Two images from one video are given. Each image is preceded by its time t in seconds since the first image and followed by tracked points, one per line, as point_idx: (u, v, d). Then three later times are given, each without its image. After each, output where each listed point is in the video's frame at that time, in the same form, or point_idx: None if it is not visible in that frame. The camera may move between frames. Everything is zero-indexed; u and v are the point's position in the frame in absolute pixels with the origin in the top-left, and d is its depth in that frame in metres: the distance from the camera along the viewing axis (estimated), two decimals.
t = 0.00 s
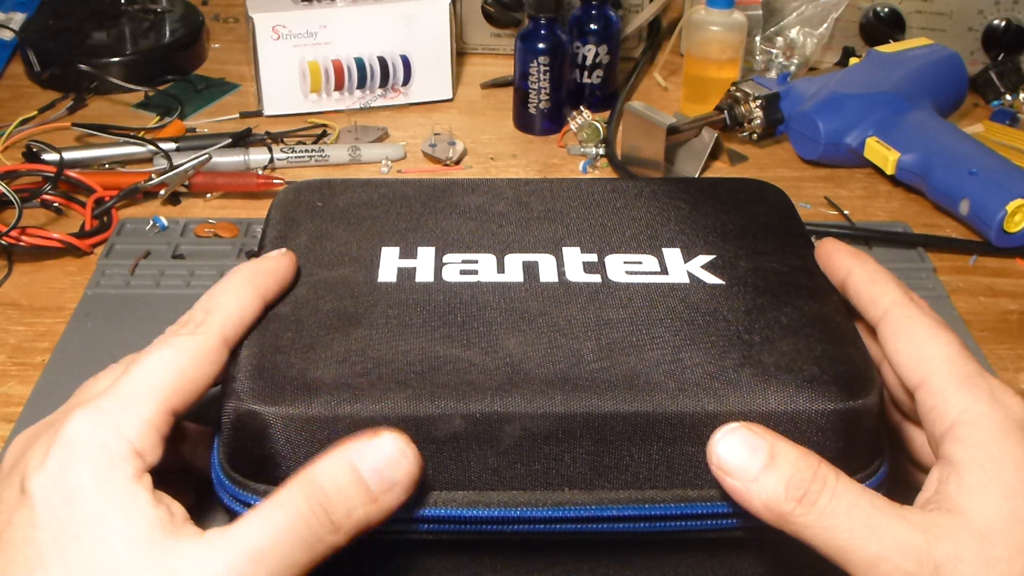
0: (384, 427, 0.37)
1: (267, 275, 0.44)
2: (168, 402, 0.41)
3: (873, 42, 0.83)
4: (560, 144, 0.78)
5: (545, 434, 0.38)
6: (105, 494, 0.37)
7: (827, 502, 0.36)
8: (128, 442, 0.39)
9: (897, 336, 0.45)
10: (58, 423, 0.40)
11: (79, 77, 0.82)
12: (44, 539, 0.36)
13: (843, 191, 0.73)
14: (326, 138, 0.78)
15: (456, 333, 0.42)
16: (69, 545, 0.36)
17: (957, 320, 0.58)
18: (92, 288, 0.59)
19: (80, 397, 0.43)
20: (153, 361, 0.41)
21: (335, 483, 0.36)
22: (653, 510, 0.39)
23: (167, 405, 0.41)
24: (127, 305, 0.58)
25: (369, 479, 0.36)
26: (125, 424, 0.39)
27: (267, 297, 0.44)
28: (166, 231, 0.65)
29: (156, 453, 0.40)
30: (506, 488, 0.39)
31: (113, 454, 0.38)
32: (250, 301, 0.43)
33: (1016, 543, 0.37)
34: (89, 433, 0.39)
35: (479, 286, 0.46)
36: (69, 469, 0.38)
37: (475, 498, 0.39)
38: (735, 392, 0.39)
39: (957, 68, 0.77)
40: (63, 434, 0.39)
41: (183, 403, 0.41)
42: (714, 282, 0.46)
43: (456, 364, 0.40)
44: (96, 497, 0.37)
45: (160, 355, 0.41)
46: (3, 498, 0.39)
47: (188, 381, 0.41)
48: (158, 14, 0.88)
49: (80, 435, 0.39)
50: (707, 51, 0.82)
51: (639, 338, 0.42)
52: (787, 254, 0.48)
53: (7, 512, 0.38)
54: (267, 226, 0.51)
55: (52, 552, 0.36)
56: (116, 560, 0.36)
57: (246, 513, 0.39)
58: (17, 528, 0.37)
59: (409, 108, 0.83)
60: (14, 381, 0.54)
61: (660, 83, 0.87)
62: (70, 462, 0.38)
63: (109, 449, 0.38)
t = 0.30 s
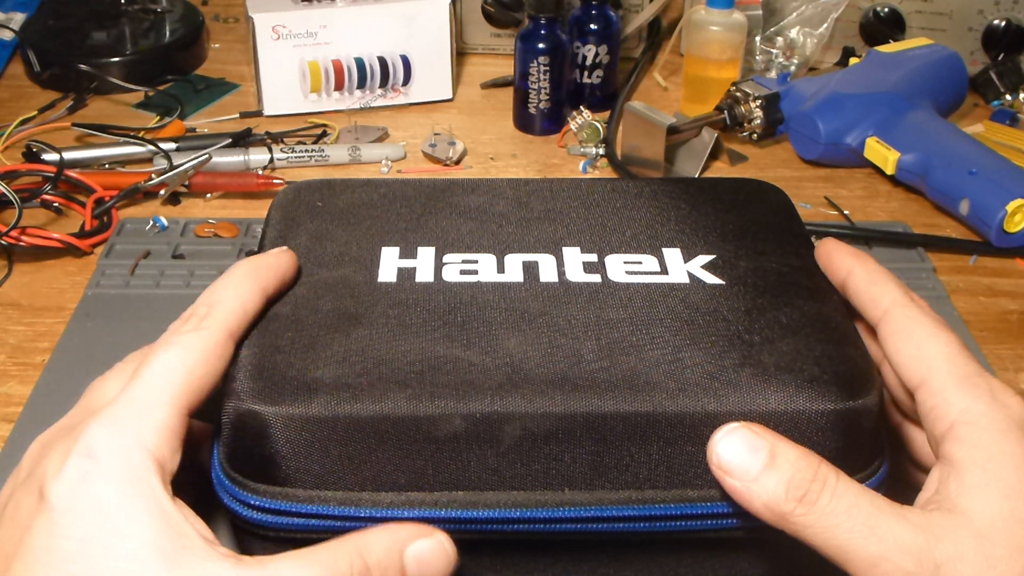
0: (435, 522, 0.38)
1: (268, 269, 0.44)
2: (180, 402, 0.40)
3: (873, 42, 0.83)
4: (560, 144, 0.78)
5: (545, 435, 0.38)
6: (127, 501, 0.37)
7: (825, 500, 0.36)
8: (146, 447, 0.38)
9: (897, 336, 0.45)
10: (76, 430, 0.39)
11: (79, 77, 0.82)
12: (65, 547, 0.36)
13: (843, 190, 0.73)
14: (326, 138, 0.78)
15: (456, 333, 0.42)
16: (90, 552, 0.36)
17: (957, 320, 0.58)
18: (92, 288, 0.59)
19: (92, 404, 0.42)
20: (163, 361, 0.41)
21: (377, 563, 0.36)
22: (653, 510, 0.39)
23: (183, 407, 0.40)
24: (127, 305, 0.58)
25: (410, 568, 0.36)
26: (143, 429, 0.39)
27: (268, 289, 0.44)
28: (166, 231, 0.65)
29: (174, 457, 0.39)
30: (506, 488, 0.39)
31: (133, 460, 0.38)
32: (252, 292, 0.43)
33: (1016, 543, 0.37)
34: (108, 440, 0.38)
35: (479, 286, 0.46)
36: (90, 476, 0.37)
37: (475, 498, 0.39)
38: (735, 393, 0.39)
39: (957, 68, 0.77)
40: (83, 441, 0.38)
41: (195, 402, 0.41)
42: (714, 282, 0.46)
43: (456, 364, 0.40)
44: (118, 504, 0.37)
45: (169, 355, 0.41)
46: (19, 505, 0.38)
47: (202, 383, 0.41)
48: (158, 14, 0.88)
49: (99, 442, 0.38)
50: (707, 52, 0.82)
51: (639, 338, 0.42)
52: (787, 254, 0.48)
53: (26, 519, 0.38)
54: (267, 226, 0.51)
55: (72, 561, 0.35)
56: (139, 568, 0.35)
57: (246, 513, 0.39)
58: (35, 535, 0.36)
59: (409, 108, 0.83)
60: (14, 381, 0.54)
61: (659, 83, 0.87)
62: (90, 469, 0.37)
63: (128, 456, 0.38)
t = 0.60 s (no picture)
0: (432, 516, 0.38)
1: (269, 269, 0.44)
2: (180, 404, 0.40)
3: (873, 42, 0.83)
4: (560, 144, 0.78)
5: (545, 435, 0.38)
6: (128, 501, 0.37)
7: (826, 501, 0.36)
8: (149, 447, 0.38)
9: (897, 336, 0.45)
10: (77, 431, 0.39)
11: (79, 77, 0.82)
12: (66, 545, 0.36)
13: (843, 190, 0.73)
14: (326, 138, 0.78)
15: (457, 333, 0.42)
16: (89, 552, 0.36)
17: (957, 320, 0.58)
18: (93, 288, 0.59)
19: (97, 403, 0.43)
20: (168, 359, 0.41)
21: (376, 554, 0.36)
22: (653, 510, 0.39)
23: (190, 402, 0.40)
24: (127, 305, 0.58)
25: (407, 561, 0.36)
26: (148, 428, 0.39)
27: (268, 289, 0.44)
28: (166, 231, 0.65)
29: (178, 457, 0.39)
30: (506, 487, 0.39)
31: (135, 459, 0.38)
32: (251, 292, 0.43)
33: (1017, 543, 0.37)
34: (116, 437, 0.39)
35: (479, 286, 0.46)
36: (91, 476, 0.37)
37: (475, 497, 0.39)
38: (735, 393, 0.39)
39: (957, 68, 0.77)
40: (84, 442, 0.38)
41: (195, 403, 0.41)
42: (714, 281, 0.46)
43: (456, 363, 0.40)
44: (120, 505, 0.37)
45: (170, 355, 0.41)
46: (19, 505, 0.38)
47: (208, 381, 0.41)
48: (158, 14, 0.88)
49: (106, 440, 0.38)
50: (707, 52, 0.82)
51: (639, 338, 0.42)
52: (787, 254, 0.48)
53: (26, 520, 0.38)
54: (267, 226, 0.51)
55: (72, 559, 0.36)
56: (138, 570, 0.35)
57: (246, 512, 0.39)
58: (35, 535, 0.36)
59: (409, 108, 0.83)
60: (14, 381, 0.54)
61: (659, 83, 0.87)
62: (90, 470, 0.37)
63: (129, 457, 0.38)
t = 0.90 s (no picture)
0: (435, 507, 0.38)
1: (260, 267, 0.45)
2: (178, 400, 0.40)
3: (873, 42, 0.83)
4: (560, 144, 0.78)
5: (545, 434, 0.38)
6: (126, 502, 0.37)
7: (830, 498, 0.36)
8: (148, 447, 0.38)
9: (898, 336, 0.45)
10: (77, 431, 0.39)
11: (79, 77, 0.82)
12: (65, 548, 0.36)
13: (843, 190, 0.73)
14: (326, 138, 0.78)
15: (456, 333, 0.42)
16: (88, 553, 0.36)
17: (957, 320, 0.58)
18: (93, 288, 0.59)
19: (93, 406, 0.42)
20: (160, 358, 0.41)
21: (374, 546, 0.35)
22: (653, 509, 0.39)
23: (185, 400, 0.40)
24: (128, 305, 0.58)
25: (407, 552, 0.35)
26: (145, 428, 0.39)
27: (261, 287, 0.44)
28: (166, 231, 0.65)
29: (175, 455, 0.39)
30: (506, 487, 0.39)
31: (133, 460, 0.38)
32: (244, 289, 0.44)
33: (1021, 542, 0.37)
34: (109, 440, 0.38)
35: (479, 286, 0.46)
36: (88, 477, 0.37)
37: (476, 498, 0.39)
38: (735, 393, 0.39)
39: (957, 68, 0.77)
40: (84, 442, 0.38)
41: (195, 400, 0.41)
42: (714, 282, 0.46)
43: (456, 363, 0.40)
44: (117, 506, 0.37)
45: (165, 354, 0.41)
46: (19, 505, 0.38)
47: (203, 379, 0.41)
48: (158, 14, 0.88)
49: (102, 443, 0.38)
50: (707, 52, 0.82)
51: (639, 338, 0.42)
52: (787, 254, 0.48)
53: (26, 520, 0.38)
54: (267, 225, 0.51)
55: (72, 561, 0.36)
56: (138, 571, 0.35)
57: (246, 512, 0.39)
58: (35, 536, 0.36)
59: (409, 108, 0.83)
60: (14, 381, 0.54)
61: (659, 83, 0.87)
62: (90, 469, 0.37)
63: (129, 457, 0.38)
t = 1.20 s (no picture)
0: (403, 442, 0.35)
1: None
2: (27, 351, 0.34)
3: (873, 42, 0.83)
4: (560, 144, 0.78)
5: (545, 435, 0.38)
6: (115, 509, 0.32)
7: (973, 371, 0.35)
8: (136, 442, 0.33)
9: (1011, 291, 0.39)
10: None
11: (79, 77, 0.82)
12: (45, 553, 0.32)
13: (843, 191, 0.73)
14: (326, 138, 0.78)
15: (456, 333, 0.42)
16: (79, 560, 0.32)
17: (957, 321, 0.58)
18: (92, 288, 0.59)
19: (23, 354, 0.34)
20: (122, 336, 0.31)
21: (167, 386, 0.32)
22: (653, 510, 0.39)
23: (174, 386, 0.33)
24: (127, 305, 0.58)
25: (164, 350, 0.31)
26: (132, 419, 0.32)
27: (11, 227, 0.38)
28: (166, 231, 0.65)
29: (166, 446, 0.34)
30: (506, 487, 0.39)
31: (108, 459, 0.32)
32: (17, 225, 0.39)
33: None
34: (87, 429, 0.33)
35: (479, 286, 0.46)
36: (71, 473, 0.32)
37: (476, 498, 0.39)
38: (735, 393, 0.39)
39: (957, 68, 0.77)
40: None
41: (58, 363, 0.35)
42: (714, 282, 0.46)
43: (456, 363, 0.40)
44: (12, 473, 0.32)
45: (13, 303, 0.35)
46: None
47: (179, 369, 0.32)
48: (158, 14, 0.88)
49: (83, 428, 0.33)
50: (707, 51, 0.82)
51: (639, 338, 0.42)
52: (787, 254, 0.48)
53: None
54: (267, 224, 0.51)
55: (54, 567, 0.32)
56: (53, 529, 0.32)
57: (246, 512, 0.39)
58: None
59: (409, 108, 0.83)
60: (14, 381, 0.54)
61: (659, 83, 0.87)
62: None
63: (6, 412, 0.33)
